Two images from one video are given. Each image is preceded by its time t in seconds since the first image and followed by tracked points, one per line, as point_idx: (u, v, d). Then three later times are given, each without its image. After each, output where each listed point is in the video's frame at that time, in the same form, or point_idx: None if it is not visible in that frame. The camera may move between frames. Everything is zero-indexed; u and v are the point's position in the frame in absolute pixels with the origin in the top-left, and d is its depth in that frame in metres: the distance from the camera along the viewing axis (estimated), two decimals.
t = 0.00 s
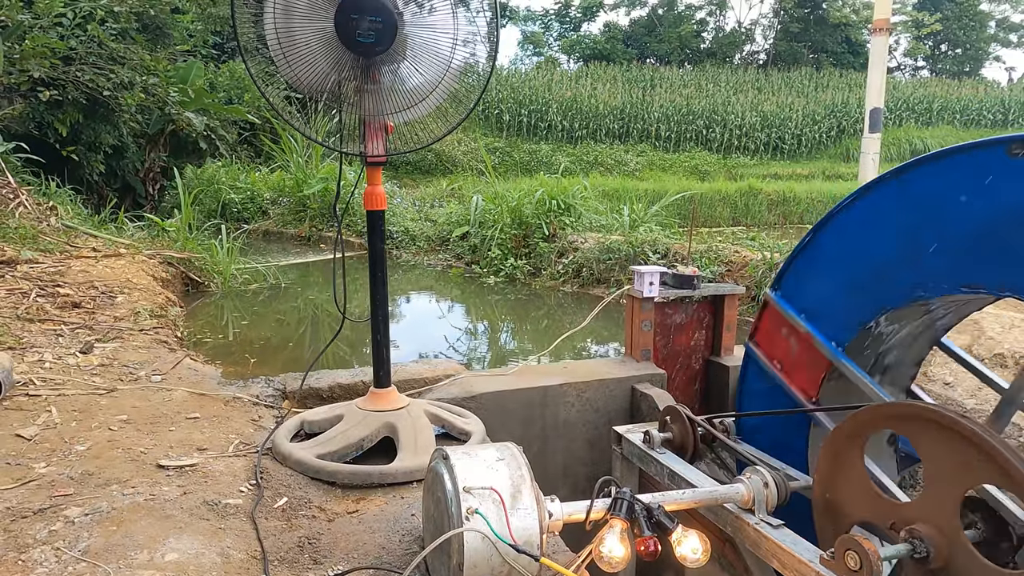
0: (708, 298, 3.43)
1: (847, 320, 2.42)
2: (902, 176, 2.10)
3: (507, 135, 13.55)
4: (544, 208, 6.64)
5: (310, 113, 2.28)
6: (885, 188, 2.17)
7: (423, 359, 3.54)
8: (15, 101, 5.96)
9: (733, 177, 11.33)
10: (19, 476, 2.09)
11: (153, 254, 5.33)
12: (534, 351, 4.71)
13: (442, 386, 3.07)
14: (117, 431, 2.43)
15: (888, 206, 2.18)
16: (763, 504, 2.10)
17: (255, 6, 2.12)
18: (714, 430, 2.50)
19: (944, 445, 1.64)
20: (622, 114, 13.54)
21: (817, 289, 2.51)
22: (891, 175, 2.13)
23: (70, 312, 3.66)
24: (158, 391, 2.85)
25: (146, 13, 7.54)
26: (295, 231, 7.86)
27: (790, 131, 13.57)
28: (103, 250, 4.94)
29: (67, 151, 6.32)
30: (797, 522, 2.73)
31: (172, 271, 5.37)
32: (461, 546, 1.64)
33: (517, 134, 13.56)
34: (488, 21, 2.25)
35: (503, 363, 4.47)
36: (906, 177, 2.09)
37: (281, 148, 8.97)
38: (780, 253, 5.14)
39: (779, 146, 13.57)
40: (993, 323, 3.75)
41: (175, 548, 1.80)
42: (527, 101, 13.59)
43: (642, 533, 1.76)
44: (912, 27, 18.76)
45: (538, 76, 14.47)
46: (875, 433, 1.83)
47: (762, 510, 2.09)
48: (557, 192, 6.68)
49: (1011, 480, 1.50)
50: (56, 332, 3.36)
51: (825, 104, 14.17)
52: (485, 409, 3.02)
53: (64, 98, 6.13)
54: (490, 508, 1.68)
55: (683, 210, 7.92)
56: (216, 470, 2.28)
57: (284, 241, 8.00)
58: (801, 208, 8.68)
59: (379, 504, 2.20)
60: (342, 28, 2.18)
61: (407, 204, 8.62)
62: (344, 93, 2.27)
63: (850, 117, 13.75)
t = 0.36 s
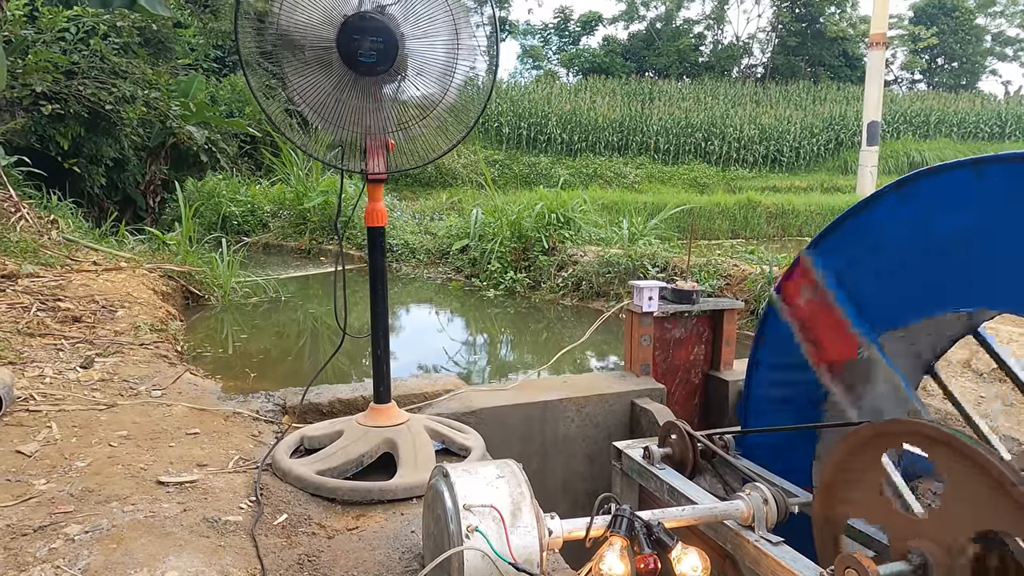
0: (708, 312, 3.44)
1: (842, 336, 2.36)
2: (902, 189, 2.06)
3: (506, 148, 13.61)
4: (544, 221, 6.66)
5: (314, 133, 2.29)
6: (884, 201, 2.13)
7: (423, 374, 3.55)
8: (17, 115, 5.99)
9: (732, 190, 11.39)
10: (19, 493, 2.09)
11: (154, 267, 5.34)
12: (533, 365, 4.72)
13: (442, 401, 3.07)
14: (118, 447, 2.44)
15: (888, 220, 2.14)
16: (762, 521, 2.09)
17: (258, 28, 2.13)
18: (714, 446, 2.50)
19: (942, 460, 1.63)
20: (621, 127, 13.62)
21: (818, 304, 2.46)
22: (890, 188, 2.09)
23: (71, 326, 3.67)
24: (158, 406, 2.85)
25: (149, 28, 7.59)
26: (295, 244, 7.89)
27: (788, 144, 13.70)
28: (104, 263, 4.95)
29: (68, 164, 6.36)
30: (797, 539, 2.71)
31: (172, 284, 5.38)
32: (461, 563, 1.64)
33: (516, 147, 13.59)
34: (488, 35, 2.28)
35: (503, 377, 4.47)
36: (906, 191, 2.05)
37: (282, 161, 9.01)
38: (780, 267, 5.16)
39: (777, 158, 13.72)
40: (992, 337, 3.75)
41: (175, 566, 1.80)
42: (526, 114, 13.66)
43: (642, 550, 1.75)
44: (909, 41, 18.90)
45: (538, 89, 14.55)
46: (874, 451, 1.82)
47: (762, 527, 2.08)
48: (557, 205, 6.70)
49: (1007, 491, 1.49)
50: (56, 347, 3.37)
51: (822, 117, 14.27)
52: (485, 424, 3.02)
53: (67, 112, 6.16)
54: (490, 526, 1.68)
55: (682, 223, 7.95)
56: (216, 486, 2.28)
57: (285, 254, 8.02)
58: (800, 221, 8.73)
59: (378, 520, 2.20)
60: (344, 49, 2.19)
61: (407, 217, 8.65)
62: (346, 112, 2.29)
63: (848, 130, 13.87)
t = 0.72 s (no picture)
0: (708, 326, 3.44)
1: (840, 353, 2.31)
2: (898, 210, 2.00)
3: (507, 160, 13.65)
4: (544, 234, 6.68)
5: (316, 146, 2.30)
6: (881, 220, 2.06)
7: (423, 388, 3.55)
8: (21, 128, 6.02)
9: (732, 202, 11.44)
10: (20, 509, 2.09)
11: (155, 280, 5.35)
12: (533, 378, 4.72)
13: (443, 416, 3.07)
14: (118, 462, 2.44)
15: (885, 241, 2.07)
16: (764, 537, 2.08)
17: (262, 42, 2.15)
18: (714, 461, 2.49)
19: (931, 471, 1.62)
20: (621, 139, 13.68)
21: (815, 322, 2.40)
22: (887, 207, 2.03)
23: (72, 339, 3.67)
24: (159, 420, 2.85)
25: (152, 41, 7.63)
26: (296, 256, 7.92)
27: (787, 156, 13.78)
28: (105, 276, 4.96)
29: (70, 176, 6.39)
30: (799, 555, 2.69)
31: (174, 297, 5.39)
32: None
33: (516, 159, 13.62)
34: (489, 48, 2.29)
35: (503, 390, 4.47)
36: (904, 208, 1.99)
37: (283, 174, 9.05)
38: (780, 280, 5.17)
39: (777, 170, 13.79)
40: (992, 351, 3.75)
41: None
42: (527, 126, 13.71)
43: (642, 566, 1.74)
44: (907, 54, 19.03)
45: (538, 102, 14.61)
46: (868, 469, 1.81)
47: (763, 543, 2.07)
48: (557, 218, 6.72)
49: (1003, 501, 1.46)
50: (58, 360, 3.38)
51: (821, 129, 14.34)
52: (485, 438, 3.02)
53: (70, 125, 6.21)
54: (491, 542, 1.67)
55: (682, 235, 7.97)
56: (216, 501, 2.28)
57: (285, 266, 8.04)
58: (799, 233, 8.77)
59: (379, 536, 2.20)
60: (348, 66, 2.21)
61: (408, 229, 8.68)
62: (348, 129, 2.30)
63: (847, 142, 13.99)
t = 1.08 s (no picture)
0: (710, 340, 3.45)
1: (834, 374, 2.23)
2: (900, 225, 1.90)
3: (509, 172, 13.69)
4: (546, 246, 6.70)
5: (319, 160, 2.30)
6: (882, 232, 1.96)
7: (425, 402, 3.55)
8: (26, 141, 6.06)
9: (733, 214, 11.47)
10: (24, 524, 2.09)
11: (158, 293, 5.37)
12: (535, 391, 4.72)
13: (445, 430, 3.08)
14: (122, 477, 2.44)
15: (884, 256, 1.98)
16: (767, 553, 2.07)
17: (267, 58, 2.17)
18: (717, 476, 2.49)
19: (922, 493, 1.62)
20: (622, 151, 13.74)
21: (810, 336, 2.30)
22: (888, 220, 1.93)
23: (76, 353, 3.69)
24: (162, 435, 2.86)
25: (157, 55, 7.68)
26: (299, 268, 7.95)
27: (788, 168, 13.82)
28: (109, 289, 4.98)
29: (75, 189, 6.43)
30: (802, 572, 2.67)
31: (177, 310, 5.41)
32: None
33: (518, 171, 13.65)
34: (491, 61, 2.30)
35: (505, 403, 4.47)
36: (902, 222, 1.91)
37: (286, 186, 9.10)
38: (782, 293, 5.18)
39: (778, 182, 13.83)
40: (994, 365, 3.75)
41: None
42: (529, 139, 13.77)
43: None
44: (907, 67, 19.14)
45: (539, 114, 14.67)
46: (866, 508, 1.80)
47: (767, 560, 2.06)
48: (559, 230, 6.75)
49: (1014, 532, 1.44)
50: (61, 374, 3.39)
51: (822, 142, 14.39)
52: (488, 453, 3.02)
53: (75, 138, 6.25)
54: (494, 559, 1.66)
55: (683, 248, 7.99)
56: (219, 517, 2.28)
57: (288, 278, 8.05)
58: (801, 245, 8.79)
59: (382, 552, 2.20)
60: (352, 84, 2.23)
61: (410, 242, 8.70)
62: (353, 145, 2.31)
63: (847, 154, 14.08)
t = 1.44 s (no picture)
0: (712, 353, 3.45)
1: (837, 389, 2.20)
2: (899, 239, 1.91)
3: (510, 183, 13.72)
4: (548, 259, 6.71)
5: (322, 173, 2.32)
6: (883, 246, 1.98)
7: (428, 415, 3.55)
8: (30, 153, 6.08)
9: (734, 225, 11.50)
10: (27, 539, 2.09)
11: (160, 305, 5.39)
12: (536, 403, 4.71)
13: (448, 444, 3.08)
14: (124, 491, 2.44)
15: (880, 272, 2.00)
16: (771, 569, 2.04)
17: (270, 72, 2.18)
18: (719, 490, 2.49)
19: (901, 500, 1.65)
20: (623, 162, 13.79)
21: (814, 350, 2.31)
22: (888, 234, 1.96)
23: (79, 366, 3.69)
24: (164, 448, 2.86)
25: (161, 68, 7.74)
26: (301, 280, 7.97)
27: (789, 179, 13.87)
28: (112, 301, 4.99)
29: (78, 201, 6.45)
30: None
31: (179, 322, 5.42)
32: None
33: (520, 183, 13.68)
34: (492, 74, 2.31)
35: (507, 415, 4.46)
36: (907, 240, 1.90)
37: (289, 199, 9.13)
38: (784, 305, 5.19)
39: (779, 194, 13.87)
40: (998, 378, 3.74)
41: None
42: (530, 150, 13.81)
43: None
44: (907, 79, 19.24)
45: (541, 126, 14.74)
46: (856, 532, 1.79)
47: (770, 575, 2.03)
48: (560, 243, 6.77)
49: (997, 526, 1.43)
50: (64, 387, 3.39)
51: (823, 153, 14.43)
52: (490, 467, 3.02)
53: (79, 151, 6.26)
54: None
55: (685, 260, 8.00)
56: (222, 531, 2.28)
57: (290, 290, 8.07)
58: (802, 257, 8.81)
59: (384, 567, 2.20)
60: (356, 101, 2.24)
61: (412, 253, 8.73)
62: (357, 160, 2.32)
63: (848, 165, 14.13)
